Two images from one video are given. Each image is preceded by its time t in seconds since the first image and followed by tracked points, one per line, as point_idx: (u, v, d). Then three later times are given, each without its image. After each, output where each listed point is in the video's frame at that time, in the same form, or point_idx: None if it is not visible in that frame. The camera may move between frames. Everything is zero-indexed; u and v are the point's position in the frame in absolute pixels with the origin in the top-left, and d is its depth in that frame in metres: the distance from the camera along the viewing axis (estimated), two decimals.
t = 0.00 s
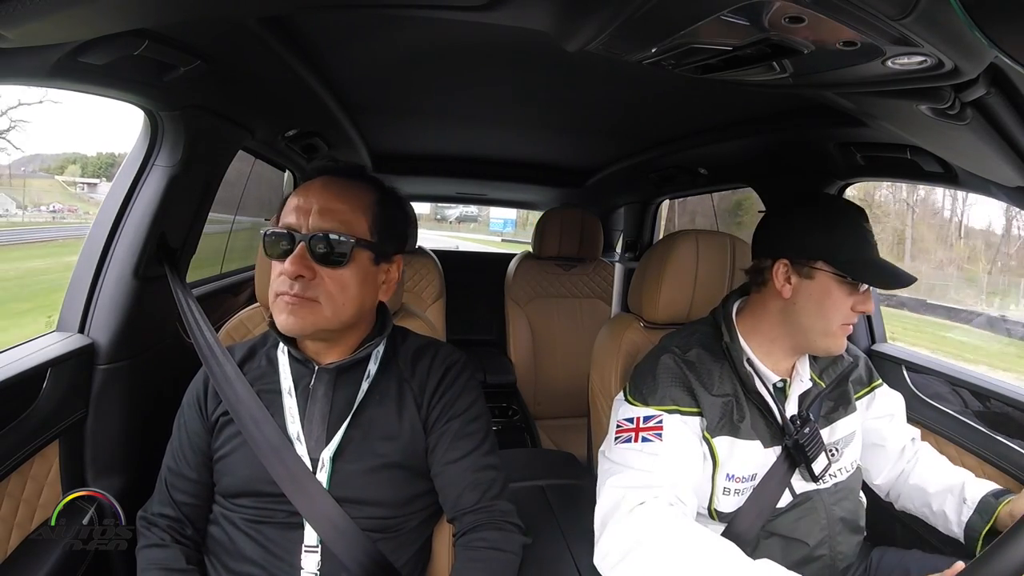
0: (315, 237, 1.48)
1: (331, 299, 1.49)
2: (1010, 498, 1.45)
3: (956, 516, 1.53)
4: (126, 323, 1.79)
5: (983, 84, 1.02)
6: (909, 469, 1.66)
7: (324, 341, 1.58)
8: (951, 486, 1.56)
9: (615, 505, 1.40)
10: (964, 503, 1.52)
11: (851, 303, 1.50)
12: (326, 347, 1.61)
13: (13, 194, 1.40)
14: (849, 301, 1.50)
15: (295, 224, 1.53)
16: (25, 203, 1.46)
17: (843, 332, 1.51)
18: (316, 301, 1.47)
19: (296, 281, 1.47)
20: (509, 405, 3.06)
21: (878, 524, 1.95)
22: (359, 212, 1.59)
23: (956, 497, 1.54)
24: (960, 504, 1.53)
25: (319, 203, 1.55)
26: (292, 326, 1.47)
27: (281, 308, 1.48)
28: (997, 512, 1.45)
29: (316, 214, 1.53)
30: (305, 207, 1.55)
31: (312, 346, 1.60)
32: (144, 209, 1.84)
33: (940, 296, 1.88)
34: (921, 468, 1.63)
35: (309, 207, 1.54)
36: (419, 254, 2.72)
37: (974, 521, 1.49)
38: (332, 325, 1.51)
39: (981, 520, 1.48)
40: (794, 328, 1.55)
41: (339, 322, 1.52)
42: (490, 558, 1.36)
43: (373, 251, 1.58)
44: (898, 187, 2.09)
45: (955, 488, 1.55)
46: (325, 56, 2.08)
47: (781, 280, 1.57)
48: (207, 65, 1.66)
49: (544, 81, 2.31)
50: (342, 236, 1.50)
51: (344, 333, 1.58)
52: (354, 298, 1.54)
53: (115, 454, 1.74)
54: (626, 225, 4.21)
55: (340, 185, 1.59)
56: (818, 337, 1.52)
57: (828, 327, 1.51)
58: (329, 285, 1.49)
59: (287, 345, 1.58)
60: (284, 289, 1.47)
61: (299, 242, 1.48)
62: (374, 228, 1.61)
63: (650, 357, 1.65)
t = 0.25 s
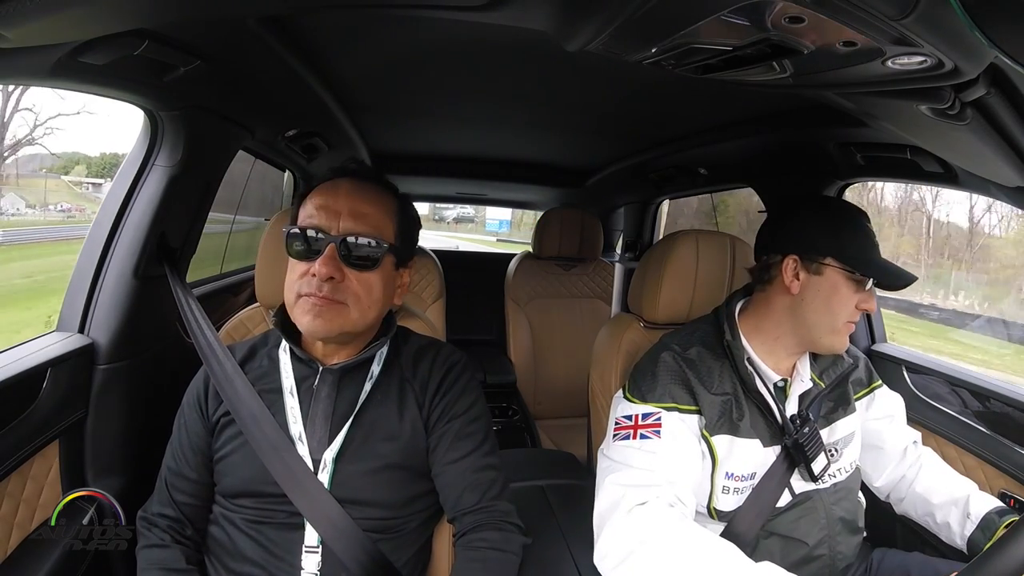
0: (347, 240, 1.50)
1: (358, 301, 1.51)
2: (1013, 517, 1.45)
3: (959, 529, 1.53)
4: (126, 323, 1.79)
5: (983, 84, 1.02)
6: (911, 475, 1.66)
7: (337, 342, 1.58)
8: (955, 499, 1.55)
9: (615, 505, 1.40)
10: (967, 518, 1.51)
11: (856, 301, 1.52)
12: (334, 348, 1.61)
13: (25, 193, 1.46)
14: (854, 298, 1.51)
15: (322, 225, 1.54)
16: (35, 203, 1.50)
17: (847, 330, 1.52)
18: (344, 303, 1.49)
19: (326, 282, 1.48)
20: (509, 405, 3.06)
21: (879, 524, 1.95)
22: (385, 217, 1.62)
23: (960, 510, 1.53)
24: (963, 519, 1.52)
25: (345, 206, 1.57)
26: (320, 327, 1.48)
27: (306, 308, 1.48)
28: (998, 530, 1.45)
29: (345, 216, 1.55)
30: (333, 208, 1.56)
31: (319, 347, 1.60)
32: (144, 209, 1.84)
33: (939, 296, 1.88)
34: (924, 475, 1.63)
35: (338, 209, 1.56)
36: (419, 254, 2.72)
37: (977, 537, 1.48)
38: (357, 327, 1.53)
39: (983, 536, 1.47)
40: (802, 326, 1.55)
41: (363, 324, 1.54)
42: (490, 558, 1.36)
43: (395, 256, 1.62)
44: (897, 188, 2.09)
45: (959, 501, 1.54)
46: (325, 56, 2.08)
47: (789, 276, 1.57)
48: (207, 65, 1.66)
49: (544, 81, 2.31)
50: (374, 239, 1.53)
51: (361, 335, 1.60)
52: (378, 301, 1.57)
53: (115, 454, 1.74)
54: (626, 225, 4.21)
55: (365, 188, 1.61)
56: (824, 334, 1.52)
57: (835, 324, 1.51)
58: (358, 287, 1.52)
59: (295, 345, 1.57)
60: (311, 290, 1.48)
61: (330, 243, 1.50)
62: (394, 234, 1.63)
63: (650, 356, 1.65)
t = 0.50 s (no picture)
0: (362, 239, 1.51)
1: (370, 300, 1.52)
2: (1011, 518, 1.45)
3: (958, 530, 1.53)
4: (126, 323, 1.79)
5: (983, 84, 1.02)
6: (910, 476, 1.66)
7: (342, 342, 1.59)
8: (954, 500, 1.55)
9: (614, 504, 1.40)
10: (966, 519, 1.51)
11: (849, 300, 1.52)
12: (335, 347, 1.61)
13: (36, 189, 1.49)
14: (848, 295, 1.52)
15: (336, 224, 1.55)
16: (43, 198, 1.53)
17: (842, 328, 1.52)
18: (356, 302, 1.49)
19: (340, 280, 1.48)
20: (509, 405, 3.06)
21: (878, 523, 1.95)
22: (397, 218, 1.63)
23: (959, 511, 1.53)
24: (963, 520, 1.52)
25: (362, 207, 1.57)
26: (331, 325, 1.48)
27: (318, 306, 1.48)
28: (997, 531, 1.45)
29: (360, 216, 1.56)
30: (347, 208, 1.56)
31: (323, 346, 1.61)
32: (144, 209, 1.84)
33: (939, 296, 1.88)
34: (922, 477, 1.63)
35: (352, 208, 1.56)
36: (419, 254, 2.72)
37: (976, 538, 1.49)
38: (367, 326, 1.53)
39: (981, 537, 1.48)
40: (795, 326, 1.56)
41: (373, 324, 1.55)
42: (490, 558, 1.36)
43: (406, 257, 1.63)
44: (897, 188, 2.09)
45: (958, 503, 1.54)
46: (325, 56, 2.08)
47: (782, 275, 1.59)
48: (207, 65, 1.66)
49: (544, 81, 2.31)
50: (388, 239, 1.53)
51: (368, 334, 1.61)
52: (388, 301, 1.57)
53: (115, 454, 1.74)
54: (626, 225, 4.21)
55: (377, 189, 1.62)
56: (818, 333, 1.53)
57: (828, 322, 1.52)
58: (370, 287, 1.52)
59: (297, 345, 1.58)
60: (325, 287, 1.48)
61: (344, 242, 1.50)
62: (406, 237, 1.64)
63: (647, 355, 1.66)
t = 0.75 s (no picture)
0: (364, 240, 1.51)
1: (374, 301, 1.52)
2: (1012, 518, 1.44)
3: (959, 529, 1.52)
4: (126, 323, 1.79)
5: (984, 84, 1.02)
6: (911, 476, 1.66)
7: (343, 342, 1.59)
8: (954, 500, 1.55)
9: (614, 503, 1.40)
10: (966, 519, 1.51)
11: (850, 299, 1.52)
12: (336, 348, 1.61)
13: (37, 191, 1.49)
14: (848, 295, 1.51)
15: (338, 225, 1.54)
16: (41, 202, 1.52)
17: (842, 327, 1.52)
18: (360, 303, 1.50)
19: (344, 281, 1.48)
20: (509, 405, 3.06)
21: (879, 523, 1.95)
22: (398, 219, 1.64)
23: (959, 511, 1.53)
24: (963, 519, 1.52)
25: (362, 207, 1.57)
26: (336, 326, 1.48)
27: (322, 308, 1.48)
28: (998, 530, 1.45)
29: (362, 217, 1.56)
30: (349, 209, 1.56)
31: (324, 346, 1.61)
32: (144, 209, 1.84)
33: (939, 296, 1.89)
34: (922, 477, 1.63)
35: (354, 209, 1.56)
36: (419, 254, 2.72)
37: (976, 538, 1.49)
38: (371, 327, 1.54)
39: (982, 537, 1.48)
40: (796, 327, 1.56)
41: (377, 324, 1.55)
42: (490, 558, 1.36)
43: (408, 257, 1.63)
44: (897, 188, 2.09)
45: (959, 502, 1.54)
46: (325, 56, 2.08)
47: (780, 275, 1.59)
48: (206, 65, 1.66)
49: (544, 81, 2.31)
50: (390, 240, 1.53)
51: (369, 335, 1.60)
52: (391, 301, 1.58)
53: (115, 454, 1.74)
54: (626, 225, 4.21)
55: (377, 190, 1.62)
56: (819, 333, 1.53)
57: (829, 322, 1.52)
58: (373, 288, 1.52)
59: (298, 345, 1.58)
60: (327, 288, 1.48)
61: (347, 243, 1.50)
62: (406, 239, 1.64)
63: (646, 354, 1.66)
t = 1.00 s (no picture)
0: (368, 238, 1.51)
1: (377, 299, 1.52)
2: (1013, 516, 1.45)
3: (960, 528, 1.52)
4: (127, 323, 1.79)
5: (983, 84, 1.02)
6: (911, 475, 1.66)
7: (344, 341, 1.59)
8: (955, 499, 1.55)
9: (614, 502, 1.40)
10: (967, 517, 1.51)
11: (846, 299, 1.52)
12: (337, 347, 1.62)
13: (43, 192, 1.53)
14: (844, 294, 1.52)
15: (342, 224, 1.55)
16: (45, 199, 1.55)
17: (839, 326, 1.53)
18: (363, 300, 1.50)
19: (348, 279, 1.49)
20: (509, 405, 3.06)
21: (879, 523, 1.95)
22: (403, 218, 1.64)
23: (960, 509, 1.53)
24: (964, 518, 1.52)
25: (367, 206, 1.58)
26: (339, 323, 1.48)
27: (325, 305, 1.48)
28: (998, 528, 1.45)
29: (366, 216, 1.56)
30: (353, 208, 1.56)
31: (326, 345, 1.62)
32: (144, 209, 1.84)
33: (939, 296, 1.89)
34: (923, 477, 1.63)
35: (358, 208, 1.56)
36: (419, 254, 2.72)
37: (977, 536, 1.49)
38: (374, 325, 1.53)
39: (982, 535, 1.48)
40: (793, 327, 1.56)
41: (380, 322, 1.55)
42: (490, 558, 1.36)
43: (411, 257, 1.63)
44: (897, 188, 2.09)
45: (960, 501, 1.54)
46: (325, 56, 2.08)
47: (776, 275, 1.59)
48: (206, 64, 1.66)
49: (544, 81, 2.31)
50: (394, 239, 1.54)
51: (370, 334, 1.61)
52: (395, 299, 1.58)
53: (115, 454, 1.74)
54: (626, 225, 4.21)
55: (381, 189, 1.62)
56: (816, 332, 1.54)
57: (825, 322, 1.53)
58: (376, 286, 1.52)
59: (300, 344, 1.58)
60: (331, 285, 1.48)
61: (351, 241, 1.50)
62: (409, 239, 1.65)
63: (646, 353, 1.66)
